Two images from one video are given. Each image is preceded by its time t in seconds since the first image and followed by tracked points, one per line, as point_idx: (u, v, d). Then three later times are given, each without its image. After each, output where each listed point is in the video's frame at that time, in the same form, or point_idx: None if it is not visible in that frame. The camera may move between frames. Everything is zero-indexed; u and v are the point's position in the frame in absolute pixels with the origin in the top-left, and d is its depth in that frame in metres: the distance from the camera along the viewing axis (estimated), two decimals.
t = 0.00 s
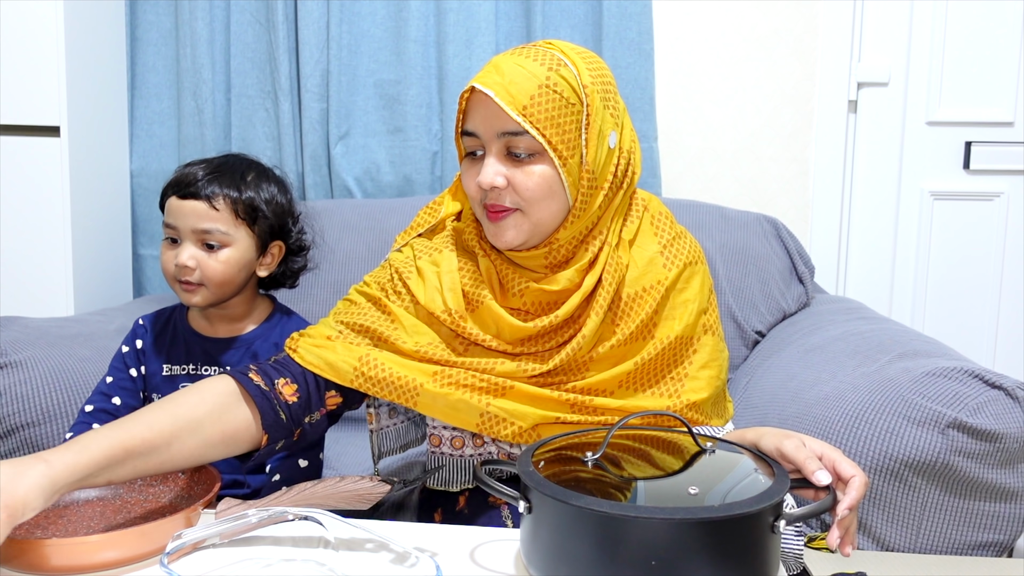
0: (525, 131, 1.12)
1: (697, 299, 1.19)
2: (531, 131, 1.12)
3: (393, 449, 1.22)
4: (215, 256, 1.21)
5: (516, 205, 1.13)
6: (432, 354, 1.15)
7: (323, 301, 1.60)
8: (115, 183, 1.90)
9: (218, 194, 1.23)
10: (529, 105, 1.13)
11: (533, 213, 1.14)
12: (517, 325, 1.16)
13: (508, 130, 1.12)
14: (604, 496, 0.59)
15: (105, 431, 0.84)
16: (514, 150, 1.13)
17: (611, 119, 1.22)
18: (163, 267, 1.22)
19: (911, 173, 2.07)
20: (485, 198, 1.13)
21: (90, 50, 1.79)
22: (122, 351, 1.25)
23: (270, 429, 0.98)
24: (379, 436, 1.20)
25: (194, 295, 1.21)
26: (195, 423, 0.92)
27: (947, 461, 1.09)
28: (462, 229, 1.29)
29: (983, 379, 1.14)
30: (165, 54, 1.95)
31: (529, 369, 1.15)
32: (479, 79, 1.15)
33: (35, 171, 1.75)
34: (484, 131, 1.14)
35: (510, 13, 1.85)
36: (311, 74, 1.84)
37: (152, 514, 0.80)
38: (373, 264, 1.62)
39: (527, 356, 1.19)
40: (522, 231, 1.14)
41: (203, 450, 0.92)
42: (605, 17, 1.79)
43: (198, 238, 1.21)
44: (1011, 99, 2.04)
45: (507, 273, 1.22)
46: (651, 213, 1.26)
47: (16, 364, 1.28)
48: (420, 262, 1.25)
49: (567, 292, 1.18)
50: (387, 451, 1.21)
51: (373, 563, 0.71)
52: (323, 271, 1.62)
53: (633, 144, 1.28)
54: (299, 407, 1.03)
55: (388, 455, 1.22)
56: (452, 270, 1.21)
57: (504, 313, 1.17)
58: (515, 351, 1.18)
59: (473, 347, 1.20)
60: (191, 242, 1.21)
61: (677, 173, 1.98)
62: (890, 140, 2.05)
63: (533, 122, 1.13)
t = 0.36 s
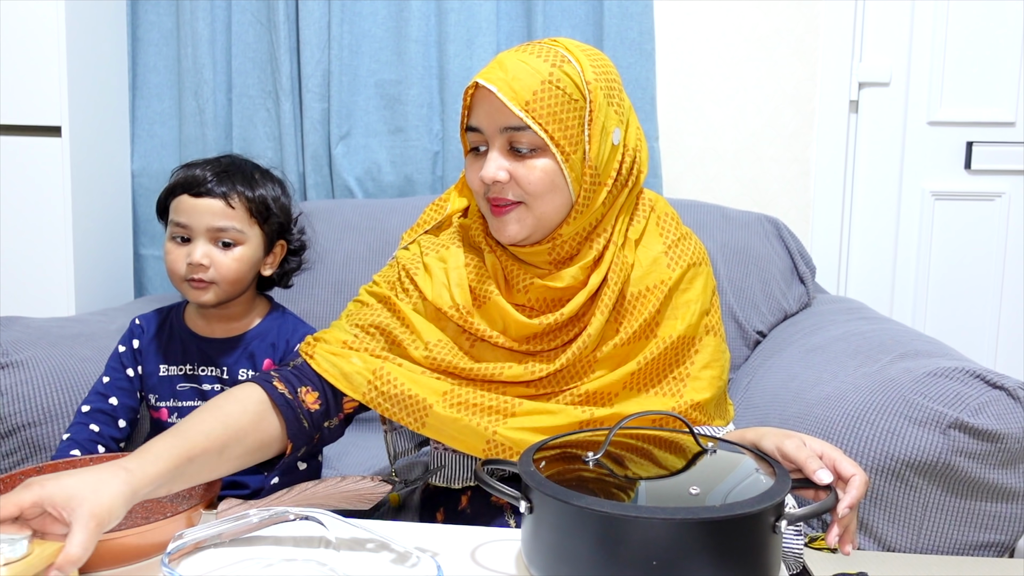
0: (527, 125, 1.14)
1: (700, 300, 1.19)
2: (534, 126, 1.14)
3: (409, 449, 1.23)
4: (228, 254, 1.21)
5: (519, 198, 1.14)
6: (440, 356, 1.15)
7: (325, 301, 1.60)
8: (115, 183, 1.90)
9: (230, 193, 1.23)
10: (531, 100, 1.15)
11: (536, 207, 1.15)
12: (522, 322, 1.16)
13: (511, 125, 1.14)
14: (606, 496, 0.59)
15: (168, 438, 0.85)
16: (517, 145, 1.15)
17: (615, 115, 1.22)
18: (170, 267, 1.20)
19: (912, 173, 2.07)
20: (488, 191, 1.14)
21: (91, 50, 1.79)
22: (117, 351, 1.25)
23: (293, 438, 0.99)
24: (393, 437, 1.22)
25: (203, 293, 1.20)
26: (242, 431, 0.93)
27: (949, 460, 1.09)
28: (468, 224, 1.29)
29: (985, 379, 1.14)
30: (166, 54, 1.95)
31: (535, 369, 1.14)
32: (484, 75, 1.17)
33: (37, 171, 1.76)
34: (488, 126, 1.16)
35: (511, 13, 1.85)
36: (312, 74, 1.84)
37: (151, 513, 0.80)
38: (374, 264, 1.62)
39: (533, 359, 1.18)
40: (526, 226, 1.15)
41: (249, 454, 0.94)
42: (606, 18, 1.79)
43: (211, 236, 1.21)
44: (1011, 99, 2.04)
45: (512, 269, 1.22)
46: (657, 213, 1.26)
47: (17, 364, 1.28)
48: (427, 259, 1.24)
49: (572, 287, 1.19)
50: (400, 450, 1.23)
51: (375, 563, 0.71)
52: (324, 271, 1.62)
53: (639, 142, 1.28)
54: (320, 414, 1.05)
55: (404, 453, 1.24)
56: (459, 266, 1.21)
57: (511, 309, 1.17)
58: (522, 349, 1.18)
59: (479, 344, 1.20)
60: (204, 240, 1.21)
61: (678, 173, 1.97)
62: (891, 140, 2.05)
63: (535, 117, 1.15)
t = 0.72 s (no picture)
0: (573, 108, 1.14)
1: (718, 300, 1.19)
2: (579, 109, 1.14)
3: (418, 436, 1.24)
4: (234, 250, 1.22)
5: (561, 177, 1.15)
6: (462, 334, 1.18)
7: (325, 301, 1.60)
8: (116, 182, 1.90)
9: (233, 190, 1.23)
10: (576, 83, 1.14)
11: (579, 185, 1.16)
12: (543, 287, 1.18)
13: (554, 107, 1.14)
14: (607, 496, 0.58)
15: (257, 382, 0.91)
16: (560, 128, 1.15)
17: (648, 97, 1.23)
18: (176, 267, 1.20)
19: (912, 173, 2.07)
20: (527, 170, 1.14)
21: (92, 49, 1.79)
22: (117, 351, 1.26)
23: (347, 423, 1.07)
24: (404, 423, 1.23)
25: (211, 291, 1.20)
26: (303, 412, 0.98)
27: (951, 460, 1.09)
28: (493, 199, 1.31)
29: (986, 379, 1.14)
30: (167, 53, 1.95)
31: (548, 347, 1.17)
32: (529, 54, 1.15)
33: (37, 171, 1.76)
34: (529, 107, 1.15)
35: (512, 12, 1.85)
36: (312, 73, 1.84)
37: (152, 514, 0.83)
38: (375, 264, 1.62)
39: (551, 336, 1.20)
40: (565, 202, 1.16)
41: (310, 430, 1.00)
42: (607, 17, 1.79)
43: (218, 234, 1.21)
44: (1012, 99, 2.04)
45: (537, 241, 1.24)
46: (684, 212, 1.27)
47: (17, 363, 1.28)
48: (452, 228, 1.28)
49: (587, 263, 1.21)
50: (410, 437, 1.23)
51: (375, 563, 0.71)
52: (325, 270, 1.62)
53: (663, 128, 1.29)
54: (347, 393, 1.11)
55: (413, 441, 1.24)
56: (482, 235, 1.25)
57: (531, 276, 1.20)
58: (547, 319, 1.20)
59: (501, 314, 1.21)
60: (210, 237, 1.21)
61: (678, 173, 1.97)
62: (891, 139, 2.05)
63: (581, 100, 1.15)
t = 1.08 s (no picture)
0: (618, 100, 1.14)
1: (741, 290, 1.19)
2: (624, 100, 1.14)
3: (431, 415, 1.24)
4: (226, 248, 1.21)
5: (610, 165, 1.16)
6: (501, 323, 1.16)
7: (324, 299, 1.60)
8: (116, 180, 1.90)
9: (225, 187, 1.22)
10: (620, 77, 1.14)
11: (627, 172, 1.16)
12: (578, 257, 1.18)
13: (601, 102, 1.13)
14: (605, 492, 0.58)
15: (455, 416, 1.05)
16: (604, 120, 1.15)
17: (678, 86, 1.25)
18: (167, 264, 1.20)
19: (913, 171, 2.07)
20: (576, 160, 1.15)
21: (93, 48, 1.79)
22: (117, 350, 1.25)
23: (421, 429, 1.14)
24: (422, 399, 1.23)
25: (203, 288, 1.20)
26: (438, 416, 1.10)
27: (949, 459, 1.09)
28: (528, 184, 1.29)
29: (985, 377, 1.15)
30: (167, 51, 1.95)
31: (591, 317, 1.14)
32: (574, 52, 1.14)
33: (38, 170, 1.76)
34: (576, 103, 1.14)
35: (512, 10, 1.85)
36: (312, 71, 1.84)
37: (152, 512, 0.84)
38: (374, 262, 1.62)
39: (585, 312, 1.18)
40: (615, 190, 1.17)
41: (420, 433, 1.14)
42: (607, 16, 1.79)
43: (209, 231, 1.21)
44: (1012, 97, 2.04)
45: (575, 220, 1.23)
46: (711, 208, 1.27)
47: (17, 361, 1.28)
48: (486, 213, 1.27)
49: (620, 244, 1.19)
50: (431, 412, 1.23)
51: (375, 561, 0.71)
52: (324, 269, 1.62)
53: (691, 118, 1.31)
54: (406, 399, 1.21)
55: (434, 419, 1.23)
56: (515, 215, 1.24)
57: (566, 252, 1.19)
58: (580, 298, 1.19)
59: (540, 291, 1.19)
60: (201, 236, 1.20)
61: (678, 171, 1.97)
62: (891, 138, 2.05)
63: (626, 93, 1.15)
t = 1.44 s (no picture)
0: (640, 86, 1.16)
1: (757, 297, 1.21)
2: (645, 87, 1.16)
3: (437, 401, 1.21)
4: (223, 248, 1.21)
5: (627, 150, 1.16)
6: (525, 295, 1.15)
7: (324, 297, 1.60)
8: (116, 178, 1.90)
9: (218, 187, 1.22)
10: (643, 65, 1.16)
11: (642, 161, 1.17)
12: (606, 247, 1.16)
13: (623, 87, 1.16)
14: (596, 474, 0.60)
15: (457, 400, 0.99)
16: (626, 104, 1.16)
17: (709, 86, 1.25)
18: (166, 266, 1.20)
19: (913, 169, 2.07)
20: (596, 142, 1.17)
21: (92, 46, 1.79)
22: (117, 351, 1.25)
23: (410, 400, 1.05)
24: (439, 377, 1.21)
25: (201, 290, 1.20)
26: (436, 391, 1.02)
27: (949, 457, 1.09)
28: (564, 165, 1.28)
29: (984, 375, 1.15)
30: (166, 49, 1.95)
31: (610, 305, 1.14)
32: (605, 39, 1.17)
33: (38, 168, 1.76)
34: (601, 87, 1.17)
35: (512, 8, 1.84)
36: (312, 69, 1.84)
37: (151, 510, 0.85)
38: (374, 260, 1.62)
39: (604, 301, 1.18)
40: (628, 177, 1.17)
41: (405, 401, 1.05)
42: (606, 14, 1.78)
43: (205, 232, 1.20)
44: (1012, 96, 2.04)
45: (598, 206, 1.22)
46: (732, 217, 1.27)
47: (16, 359, 1.28)
48: (520, 189, 1.25)
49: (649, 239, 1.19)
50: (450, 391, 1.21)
51: (375, 559, 0.71)
52: (324, 267, 1.62)
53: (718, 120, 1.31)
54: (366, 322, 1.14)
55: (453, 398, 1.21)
56: (551, 196, 1.23)
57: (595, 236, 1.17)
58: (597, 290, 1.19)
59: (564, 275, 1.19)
60: (198, 237, 1.20)
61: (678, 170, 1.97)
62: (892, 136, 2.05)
63: (647, 81, 1.16)
